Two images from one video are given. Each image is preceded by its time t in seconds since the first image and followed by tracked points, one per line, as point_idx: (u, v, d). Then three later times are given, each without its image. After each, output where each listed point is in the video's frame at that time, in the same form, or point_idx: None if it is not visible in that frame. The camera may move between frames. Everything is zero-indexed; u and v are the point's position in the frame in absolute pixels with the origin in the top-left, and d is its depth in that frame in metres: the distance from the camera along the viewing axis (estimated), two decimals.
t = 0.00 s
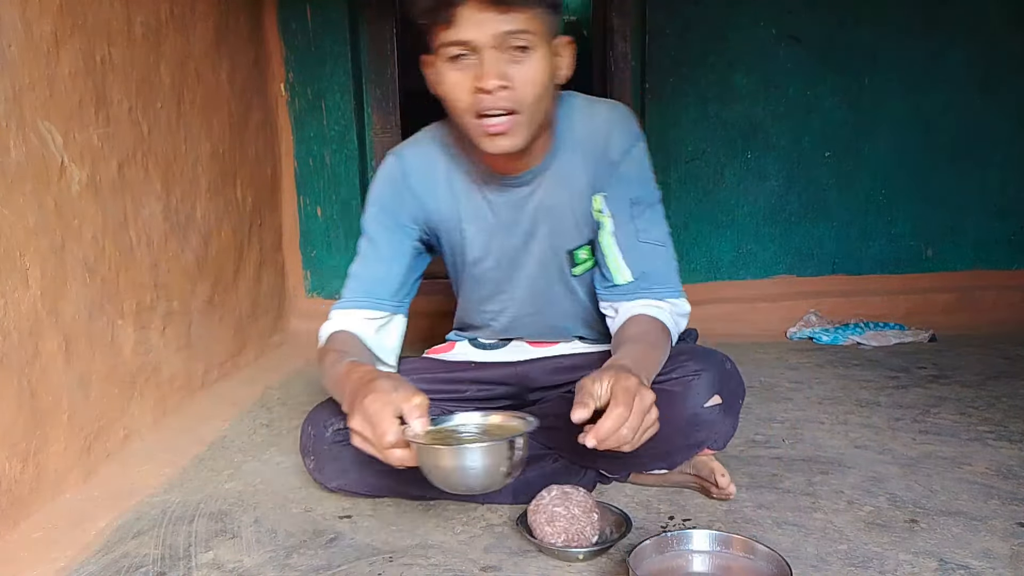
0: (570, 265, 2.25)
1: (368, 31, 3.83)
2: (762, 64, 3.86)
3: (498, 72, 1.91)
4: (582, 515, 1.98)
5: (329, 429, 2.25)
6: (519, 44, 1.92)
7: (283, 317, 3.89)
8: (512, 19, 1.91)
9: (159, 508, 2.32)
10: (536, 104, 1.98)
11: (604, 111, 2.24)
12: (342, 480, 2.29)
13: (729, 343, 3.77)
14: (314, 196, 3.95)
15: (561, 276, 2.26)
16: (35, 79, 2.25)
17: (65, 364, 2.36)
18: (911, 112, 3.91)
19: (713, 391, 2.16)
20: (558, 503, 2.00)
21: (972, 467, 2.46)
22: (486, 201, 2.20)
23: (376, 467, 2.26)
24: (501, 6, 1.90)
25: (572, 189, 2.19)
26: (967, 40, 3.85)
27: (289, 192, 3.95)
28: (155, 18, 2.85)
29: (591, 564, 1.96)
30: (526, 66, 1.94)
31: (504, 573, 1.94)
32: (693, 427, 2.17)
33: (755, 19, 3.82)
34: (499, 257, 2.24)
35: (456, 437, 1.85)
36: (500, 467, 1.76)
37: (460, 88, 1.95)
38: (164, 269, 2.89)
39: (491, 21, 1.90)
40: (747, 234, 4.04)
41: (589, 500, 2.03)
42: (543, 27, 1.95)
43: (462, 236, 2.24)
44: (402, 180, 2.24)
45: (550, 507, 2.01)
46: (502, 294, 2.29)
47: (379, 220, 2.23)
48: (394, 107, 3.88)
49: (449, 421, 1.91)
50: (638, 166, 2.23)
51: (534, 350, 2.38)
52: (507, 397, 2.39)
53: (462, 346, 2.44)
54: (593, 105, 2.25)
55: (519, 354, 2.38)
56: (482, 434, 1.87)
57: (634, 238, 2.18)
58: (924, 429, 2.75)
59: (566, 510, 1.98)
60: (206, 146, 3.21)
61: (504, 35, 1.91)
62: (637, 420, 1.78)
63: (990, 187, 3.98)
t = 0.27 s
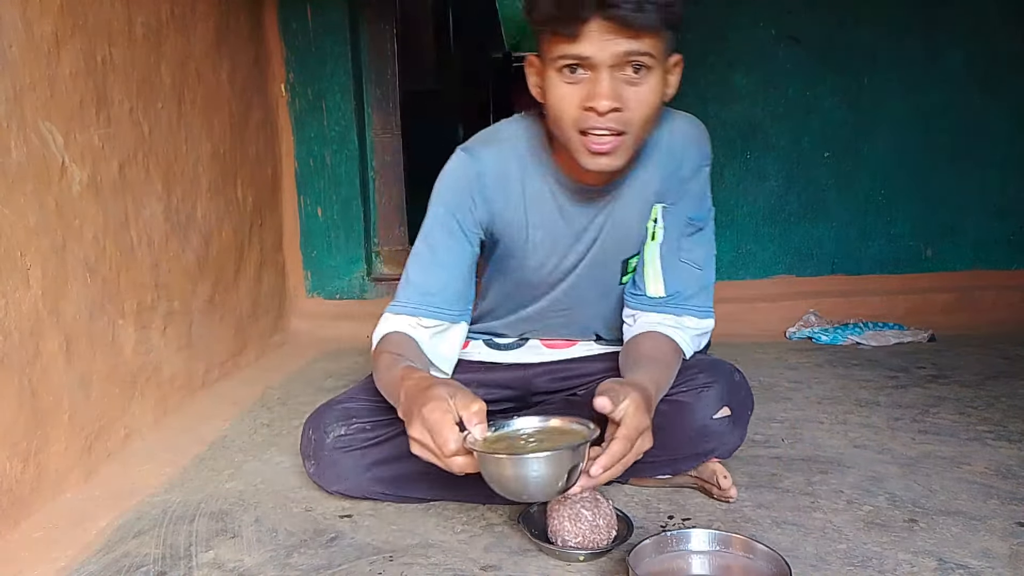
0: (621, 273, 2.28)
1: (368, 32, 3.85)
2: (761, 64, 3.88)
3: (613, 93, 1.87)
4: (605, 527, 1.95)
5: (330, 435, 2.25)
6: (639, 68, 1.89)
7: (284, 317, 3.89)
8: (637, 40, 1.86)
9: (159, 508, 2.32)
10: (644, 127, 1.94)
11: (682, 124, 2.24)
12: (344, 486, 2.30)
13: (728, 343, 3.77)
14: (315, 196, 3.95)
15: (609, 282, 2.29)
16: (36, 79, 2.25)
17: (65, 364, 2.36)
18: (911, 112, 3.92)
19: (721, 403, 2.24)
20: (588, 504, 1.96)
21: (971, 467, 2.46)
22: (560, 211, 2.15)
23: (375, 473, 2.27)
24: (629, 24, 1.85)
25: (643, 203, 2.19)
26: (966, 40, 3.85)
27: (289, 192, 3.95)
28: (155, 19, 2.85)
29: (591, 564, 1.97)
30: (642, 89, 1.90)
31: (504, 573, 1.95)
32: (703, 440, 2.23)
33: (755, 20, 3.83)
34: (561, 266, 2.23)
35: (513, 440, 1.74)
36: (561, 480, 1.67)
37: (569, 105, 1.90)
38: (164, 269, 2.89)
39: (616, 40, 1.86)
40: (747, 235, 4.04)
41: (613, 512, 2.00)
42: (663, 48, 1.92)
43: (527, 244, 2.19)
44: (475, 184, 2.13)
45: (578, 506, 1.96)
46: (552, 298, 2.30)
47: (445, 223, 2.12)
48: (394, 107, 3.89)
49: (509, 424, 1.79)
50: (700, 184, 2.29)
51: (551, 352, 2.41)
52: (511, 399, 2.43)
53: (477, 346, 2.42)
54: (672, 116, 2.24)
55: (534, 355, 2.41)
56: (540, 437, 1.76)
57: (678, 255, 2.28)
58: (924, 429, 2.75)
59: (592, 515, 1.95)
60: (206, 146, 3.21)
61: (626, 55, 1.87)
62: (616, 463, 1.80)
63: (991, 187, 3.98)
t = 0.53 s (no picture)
0: (626, 275, 2.29)
1: (368, 29, 3.83)
2: (762, 64, 3.88)
3: (619, 94, 1.87)
4: (602, 526, 1.94)
5: (331, 435, 2.24)
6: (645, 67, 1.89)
7: (284, 318, 3.89)
8: (641, 42, 1.87)
9: (159, 508, 2.32)
10: (651, 131, 1.93)
11: (685, 127, 2.27)
12: (344, 486, 2.29)
13: (729, 343, 3.77)
14: (314, 196, 3.95)
15: (613, 284, 2.30)
16: (36, 79, 2.26)
17: (65, 364, 2.36)
18: (911, 112, 3.92)
19: (727, 400, 2.23)
20: (582, 504, 1.94)
21: (971, 467, 2.46)
22: (567, 217, 2.16)
23: (377, 472, 2.27)
24: (633, 27, 1.86)
25: (645, 204, 2.21)
26: (967, 40, 3.85)
27: (289, 192, 3.95)
28: (155, 19, 2.85)
29: (591, 564, 1.97)
30: (648, 91, 1.90)
31: (503, 573, 1.95)
32: (709, 437, 2.23)
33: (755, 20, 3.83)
34: (566, 271, 2.23)
35: (519, 417, 1.80)
36: (566, 454, 1.73)
37: (575, 107, 1.90)
38: (164, 269, 2.89)
39: (622, 39, 1.86)
40: (747, 235, 4.04)
41: (609, 509, 1.98)
42: (668, 52, 1.92)
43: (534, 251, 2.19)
44: (481, 192, 2.11)
45: (571, 506, 1.95)
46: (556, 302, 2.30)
47: (448, 235, 2.10)
48: (394, 106, 3.87)
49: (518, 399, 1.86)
50: (704, 183, 2.31)
51: (556, 353, 2.40)
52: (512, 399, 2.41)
53: (478, 348, 2.41)
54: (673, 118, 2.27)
55: (537, 356, 2.40)
56: (547, 413, 1.81)
57: (683, 255, 2.30)
58: (924, 429, 2.75)
59: (589, 514, 1.94)
60: (206, 146, 3.21)
61: (630, 57, 1.87)
62: (608, 452, 1.78)
63: (991, 187, 3.98)
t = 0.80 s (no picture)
0: (612, 273, 2.30)
1: (367, 30, 3.83)
2: (762, 64, 3.87)
3: (585, 90, 1.91)
4: (597, 522, 1.94)
5: (330, 433, 2.24)
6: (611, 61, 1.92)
7: (284, 318, 3.89)
8: (605, 37, 1.90)
9: (159, 508, 2.32)
10: (619, 125, 1.97)
11: (661, 120, 2.28)
12: (344, 485, 2.29)
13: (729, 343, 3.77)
14: (314, 196, 3.95)
15: (600, 282, 2.31)
16: (36, 79, 2.26)
17: (65, 364, 2.36)
18: (911, 113, 3.92)
19: (726, 395, 2.23)
20: (575, 501, 1.95)
21: (971, 467, 2.46)
22: (544, 214, 2.19)
23: (377, 470, 2.27)
24: (595, 23, 1.89)
25: (624, 200, 2.22)
26: (966, 40, 3.85)
27: (289, 192, 3.95)
28: (155, 19, 2.86)
29: (591, 564, 1.97)
30: (614, 85, 1.93)
31: (504, 573, 1.95)
32: (709, 432, 2.23)
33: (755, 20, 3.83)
34: (548, 269, 2.25)
35: (514, 412, 1.80)
36: (560, 451, 1.72)
37: (543, 103, 1.93)
38: (164, 269, 2.89)
39: (587, 34, 1.90)
40: (747, 235, 4.04)
41: (604, 505, 1.98)
42: (633, 46, 1.95)
43: (514, 248, 2.22)
44: (455, 193, 2.15)
45: (565, 505, 1.96)
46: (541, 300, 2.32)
47: (425, 235, 2.14)
48: (394, 106, 3.86)
49: (514, 395, 1.86)
50: (685, 176, 2.31)
51: (551, 352, 2.40)
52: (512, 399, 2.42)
53: (475, 347, 2.42)
54: (649, 113, 2.28)
55: (533, 355, 2.40)
56: (542, 412, 1.81)
57: (670, 249, 2.30)
58: (924, 429, 2.75)
59: (583, 512, 1.94)
60: (206, 146, 3.21)
61: (595, 53, 1.90)
62: (597, 454, 1.78)
63: (990, 188, 3.98)
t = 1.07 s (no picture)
0: (608, 273, 2.30)
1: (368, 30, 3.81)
2: (762, 63, 3.87)
3: (577, 98, 1.91)
4: (590, 517, 1.95)
5: (330, 434, 2.26)
6: (601, 69, 1.91)
7: (283, 318, 3.89)
8: (595, 45, 1.89)
9: (159, 508, 2.31)
10: (611, 130, 1.97)
11: (653, 119, 2.27)
12: (343, 485, 2.28)
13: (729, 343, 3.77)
14: (314, 196, 3.94)
15: (597, 282, 2.30)
16: (35, 78, 2.25)
17: (65, 363, 2.36)
18: (911, 112, 3.91)
19: (727, 396, 2.23)
20: (564, 501, 1.96)
21: (972, 467, 2.46)
22: (539, 214, 2.18)
23: (376, 470, 2.26)
24: (585, 31, 1.87)
25: (619, 199, 2.22)
26: (967, 40, 3.84)
27: (289, 192, 3.94)
28: (154, 18, 2.85)
29: (591, 564, 1.96)
30: (605, 92, 1.93)
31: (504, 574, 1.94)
32: (710, 432, 2.22)
33: (756, 19, 3.82)
34: (544, 269, 2.25)
35: (530, 430, 1.81)
36: (576, 468, 1.72)
37: (534, 111, 1.94)
38: (164, 268, 2.88)
39: (577, 43, 1.88)
40: (748, 235, 4.04)
41: (596, 501, 1.99)
42: (624, 51, 1.94)
43: (509, 249, 2.21)
44: (449, 194, 2.15)
45: (555, 506, 1.96)
46: (538, 301, 2.31)
47: (421, 235, 2.14)
48: (394, 106, 3.85)
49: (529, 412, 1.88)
50: (680, 175, 2.30)
51: (549, 352, 2.40)
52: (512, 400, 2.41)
53: (474, 347, 2.42)
54: (641, 112, 2.27)
55: (532, 355, 2.40)
56: (557, 428, 1.82)
57: (667, 249, 2.28)
58: (924, 429, 2.75)
59: (574, 509, 1.95)
60: (206, 145, 3.21)
61: (586, 61, 1.89)
62: (613, 465, 1.78)
63: (991, 187, 3.98)
